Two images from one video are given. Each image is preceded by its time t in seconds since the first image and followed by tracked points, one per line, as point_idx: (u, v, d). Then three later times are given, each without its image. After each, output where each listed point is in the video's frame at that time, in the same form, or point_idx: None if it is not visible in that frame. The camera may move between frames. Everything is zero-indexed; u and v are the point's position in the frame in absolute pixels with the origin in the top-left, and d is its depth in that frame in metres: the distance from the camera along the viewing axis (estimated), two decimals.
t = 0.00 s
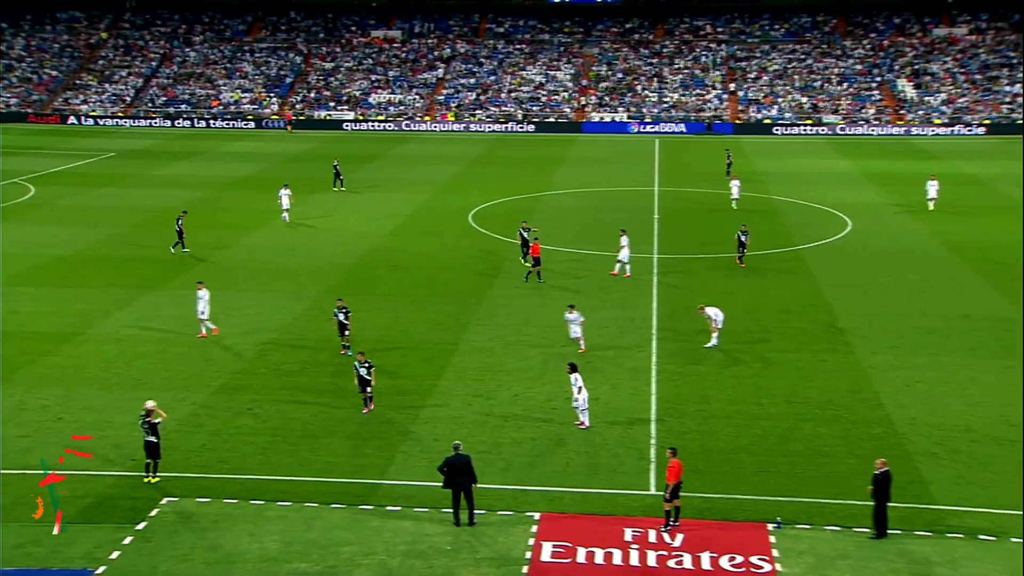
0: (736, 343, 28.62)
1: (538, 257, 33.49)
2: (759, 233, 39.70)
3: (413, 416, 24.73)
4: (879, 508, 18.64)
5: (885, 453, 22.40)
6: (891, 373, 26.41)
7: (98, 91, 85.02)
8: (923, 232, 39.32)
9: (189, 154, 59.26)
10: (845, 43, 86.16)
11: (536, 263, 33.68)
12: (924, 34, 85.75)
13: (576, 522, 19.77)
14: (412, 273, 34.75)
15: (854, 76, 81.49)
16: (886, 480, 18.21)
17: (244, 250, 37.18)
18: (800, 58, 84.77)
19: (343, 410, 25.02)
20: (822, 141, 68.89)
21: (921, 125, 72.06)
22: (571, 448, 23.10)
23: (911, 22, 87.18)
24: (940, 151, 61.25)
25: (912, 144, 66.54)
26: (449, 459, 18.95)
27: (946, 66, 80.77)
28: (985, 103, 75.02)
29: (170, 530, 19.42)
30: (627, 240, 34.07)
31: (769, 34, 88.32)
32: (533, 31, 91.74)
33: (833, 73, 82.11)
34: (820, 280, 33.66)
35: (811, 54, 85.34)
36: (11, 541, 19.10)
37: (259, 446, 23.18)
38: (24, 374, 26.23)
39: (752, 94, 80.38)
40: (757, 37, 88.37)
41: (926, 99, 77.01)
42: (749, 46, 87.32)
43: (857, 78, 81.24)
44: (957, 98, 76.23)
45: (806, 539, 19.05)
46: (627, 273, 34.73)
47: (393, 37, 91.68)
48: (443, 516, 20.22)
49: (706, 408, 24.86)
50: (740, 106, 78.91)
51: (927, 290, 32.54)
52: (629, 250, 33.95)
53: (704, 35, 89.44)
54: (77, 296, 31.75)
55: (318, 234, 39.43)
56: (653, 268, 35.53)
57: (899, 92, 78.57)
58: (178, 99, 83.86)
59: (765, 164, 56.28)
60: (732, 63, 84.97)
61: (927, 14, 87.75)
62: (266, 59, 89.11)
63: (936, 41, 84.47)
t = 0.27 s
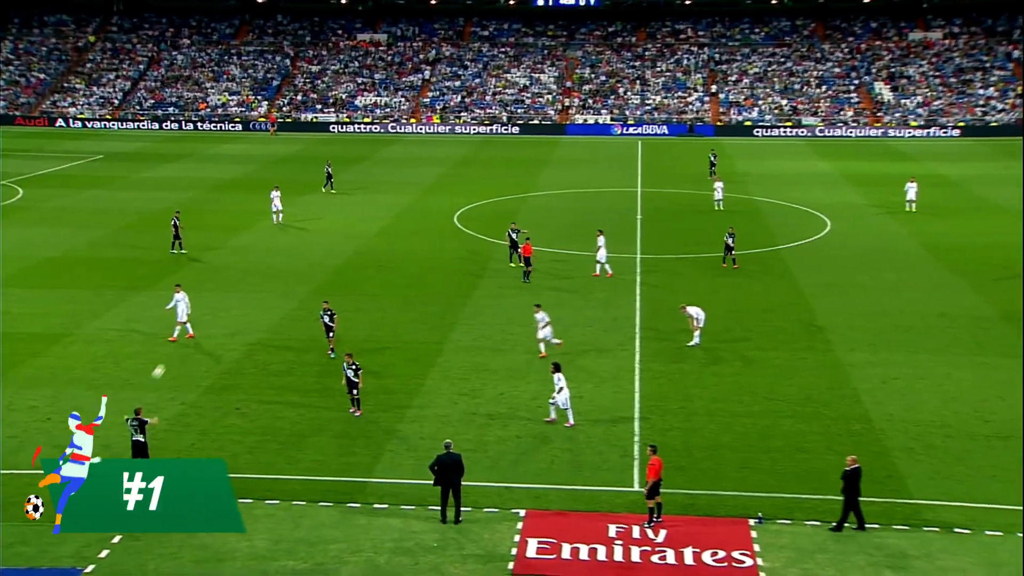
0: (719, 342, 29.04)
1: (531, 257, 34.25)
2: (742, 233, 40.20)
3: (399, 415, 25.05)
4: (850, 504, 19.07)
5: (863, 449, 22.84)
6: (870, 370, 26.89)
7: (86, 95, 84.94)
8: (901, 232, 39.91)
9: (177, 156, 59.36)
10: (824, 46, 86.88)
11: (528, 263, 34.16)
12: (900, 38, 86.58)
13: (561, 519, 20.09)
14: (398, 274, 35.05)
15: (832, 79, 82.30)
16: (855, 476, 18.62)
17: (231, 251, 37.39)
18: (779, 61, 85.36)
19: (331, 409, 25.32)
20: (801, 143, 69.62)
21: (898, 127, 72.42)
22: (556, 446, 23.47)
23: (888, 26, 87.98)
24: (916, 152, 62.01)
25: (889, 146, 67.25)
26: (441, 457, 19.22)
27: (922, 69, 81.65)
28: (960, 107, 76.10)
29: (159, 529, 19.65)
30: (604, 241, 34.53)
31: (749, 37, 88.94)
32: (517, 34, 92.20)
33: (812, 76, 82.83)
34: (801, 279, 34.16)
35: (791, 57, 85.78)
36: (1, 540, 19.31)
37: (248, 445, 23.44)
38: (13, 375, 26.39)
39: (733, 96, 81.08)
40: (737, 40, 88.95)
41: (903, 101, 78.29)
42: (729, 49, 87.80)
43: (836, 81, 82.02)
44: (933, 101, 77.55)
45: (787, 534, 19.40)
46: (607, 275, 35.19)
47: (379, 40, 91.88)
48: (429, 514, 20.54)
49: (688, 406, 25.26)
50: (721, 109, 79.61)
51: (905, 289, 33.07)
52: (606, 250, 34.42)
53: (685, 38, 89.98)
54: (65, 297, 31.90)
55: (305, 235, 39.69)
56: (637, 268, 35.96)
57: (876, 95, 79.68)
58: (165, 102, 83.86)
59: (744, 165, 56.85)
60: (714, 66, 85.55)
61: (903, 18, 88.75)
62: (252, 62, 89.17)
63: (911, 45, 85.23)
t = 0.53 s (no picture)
0: (704, 341, 29.52)
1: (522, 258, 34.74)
2: (726, 233, 40.75)
3: (388, 414, 25.44)
4: (821, 498, 19.58)
5: (844, 445, 23.30)
6: (850, 369, 27.41)
7: (77, 98, 84.94)
8: (882, 233, 40.51)
9: (168, 159, 59.55)
10: (805, 50, 87.61)
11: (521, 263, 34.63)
12: (878, 42, 87.47)
13: (548, 516, 20.49)
14: (386, 275, 35.40)
15: (813, 83, 83.09)
16: (828, 472, 19.12)
17: (222, 253, 37.69)
18: (761, 65, 86.03)
19: (321, 408, 25.66)
20: (782, 145, 70.30)
21: (876, 129, 73.30)
22: (543, 444, 23.90)
23: (866, 31, 89.23)
24: (895, 154, 62.74)
25: (868, 148, 67.94)
26: (434, 456, 19.64)
27: (900, 73, 82.41)
28: (937, 109, 76.88)
29: (151, 528, 19.94)
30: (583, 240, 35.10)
31: (731, 42, 89.60)
32: (504, 39, 92.66)
33: (793, 79, 83.60)
34: (784, 279, 34.70)
35: (772, 61, 86.53)
36: None
37: (239, 445, 23.76)
38: (6, 376, 26.65)
39: (715, 100, 81.79)
40: (720, 44, 89.68)
41: (881, 104, 78.89)
42: (712, 53, 88.52)
43: (816, 84, 82.79)
44: (910, 104, 78.19)
45: (769, 529, 19.82)
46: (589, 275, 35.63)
47: (367, 44, 92.21)
48: (418, 512, 20.92)
49: (673, 404, 25.73)
50: (704, 112, 80.33)
51: (886, 289, 33.63)
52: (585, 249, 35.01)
53: (669, 42, 90.61)
54: (57, 299, 32.14)
55: (294, 237, 40.01)
56: (624, 268, 36.45)
57: (855, 98, 80.37)
58: (155, 105, 83.92)
59: (726, 167, 57.43)
60: (697, 69, 86.17)
61: (881, 24, 89.84)
62: (242, 66, 89.34)
63: (889, 50, 86.03)
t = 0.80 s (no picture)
0: (696, 340, 29.84)
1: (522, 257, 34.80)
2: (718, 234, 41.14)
3: (384, 413, 25.71)
4: (806, 495, 19.94)
5: (833, 443, 23.62)
6: (840, 367, 27.75)
7: (75, 101, 84.99)
8: (872, 233, 40.90)
9: (164, 161, 59.68)
10: (794, 53, 88.03)
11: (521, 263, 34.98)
12: (867, 45, 88.01)
13: (542, 514, 20.78)
14: (381, 276, 35.66)
15: (803, 85, 83.53)
16: (811, 469, 19.57)
17: (218, 254, 37.92)
18: (751, 67, 86.48)
19: (317, 408, 25.93)
20: (772, 147, 70.78)
21: (865, 131, 73.94)
22: (536, 442, 24.19)
23: (855, 34, 89.31)
24: (883, 156, 63.25)
25: (857, 149, 68.44)
26: (430, 455, 19.92)
27: (888, 76, 82.99)
28: (924, 112, 77.51)
29: (149, 526, 20.17)
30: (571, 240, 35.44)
31: (722, 44, 89.94)
32: (497, 41, 92.87)
33: (783, 82, 84.06)
34: (775, 279, 35.05)
35: (762, 64, 87.04)
36: None
37: (236, 444, 24.00)
38: (4, 376, 26.85)
39: (706, 102, 82.19)
40: (711, 47, 90.05)
41: (870, 107, 79.58)
42: (704, 56, 88.89)
43: (805, 87, 83.25)
44: (898, 106, 78.78)
45: (760, 526, 20.12)
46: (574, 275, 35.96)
47: (362, 47, 92.49)
48: (413, 510, 21.19)
49: (666, 403, 26.03)
50: (695, 114, 80.65)
51: (876, 288, 33.99)
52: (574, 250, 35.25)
53: (660, 45, 91.02)
54: (54, 300, 32.33)
55: (290, 238, 40.26)
56: (617, 268, 36.79)
57: (844, 100, 81.01)
58: (153, 107, 84.00)
59: (716, 169, 57.83)
60: (689, 72, 86.56)
61: (870, 26, 89.80)
62: (239, 69, 89.49)
63: (877, 53, 86.63)
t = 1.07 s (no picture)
0: (693, 340, 30.14)
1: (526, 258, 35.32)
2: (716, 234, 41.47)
3: (384, 412, 26.01)
4: (798, 492, 20.22)
5: (829, 441, 23.89)
6: (836, 367, 28.05)
7: (79, 103, 85.25)
8: (868, 234, 41.21)
9: (167, 163, 59.94)
10: (791, 56, 88.38)
11: (525, 263, 35.38)
12: (862, 48, 88.39)
13: (541, 512, 21.09)
14: (381, 276, 35.93)
15: (799, 88, 83.87)
16: (803, 466, 19.81)
17: (219, 254, 38.19)
18: (748, 70, 86.80)
19: (319, 406, 26.25)
20: (769, 148, 71.13)
21: (861, 133, 74.33)
22: (535, 441, 24.49)
23: (850, 37, 89.84)
24: (877, 157, 63.60)
25: (853, 151, 68.77)
26: (427, 453, 20.18)
27: (883, 78, 83.40)
28: (919, 114, 77.89)
29: (152, 523, 20.49)
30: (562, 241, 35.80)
31: (719, 47, 90.29)
32: (497, 44, 93.13)
33: (779, 84, 84.41)
34: (772, 279, 35.36)
35: (759, 66, 87.35)
36: None
37: (238, 442, 24.30)
38: (8, 376, 27.12)
39: (704, 104, 82.50)
40: (708, 50, 90.36)
41: (865, 109, 79.96)
42: (701, 58, 89.21)
43: (802, 89, 83.57)
44: (893, 108, 79.20)
45: (756, 523, 20.40)
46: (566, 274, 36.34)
47: (363, 50, 92.89)
48: (414, 508, 21.49)
49: (663, 402, 26.32)
50: (692, 116, 80.91)
51: (872, 289, 34.27)
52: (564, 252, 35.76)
53: (658, 48, 91.36)
54: (57, 300, 32.60)
55: (290, 239, 40.54)
56: (615, 268, 37.11)
57: (840, 103, 81.34)
58: (156, 110, 84.24)
59: (712, 170, 58.15)
60: (687, 74, 86.90)
61: (865, 30, 90.47)
62: (241, 71, 89.80)
63: (873, 55, 87.03)
